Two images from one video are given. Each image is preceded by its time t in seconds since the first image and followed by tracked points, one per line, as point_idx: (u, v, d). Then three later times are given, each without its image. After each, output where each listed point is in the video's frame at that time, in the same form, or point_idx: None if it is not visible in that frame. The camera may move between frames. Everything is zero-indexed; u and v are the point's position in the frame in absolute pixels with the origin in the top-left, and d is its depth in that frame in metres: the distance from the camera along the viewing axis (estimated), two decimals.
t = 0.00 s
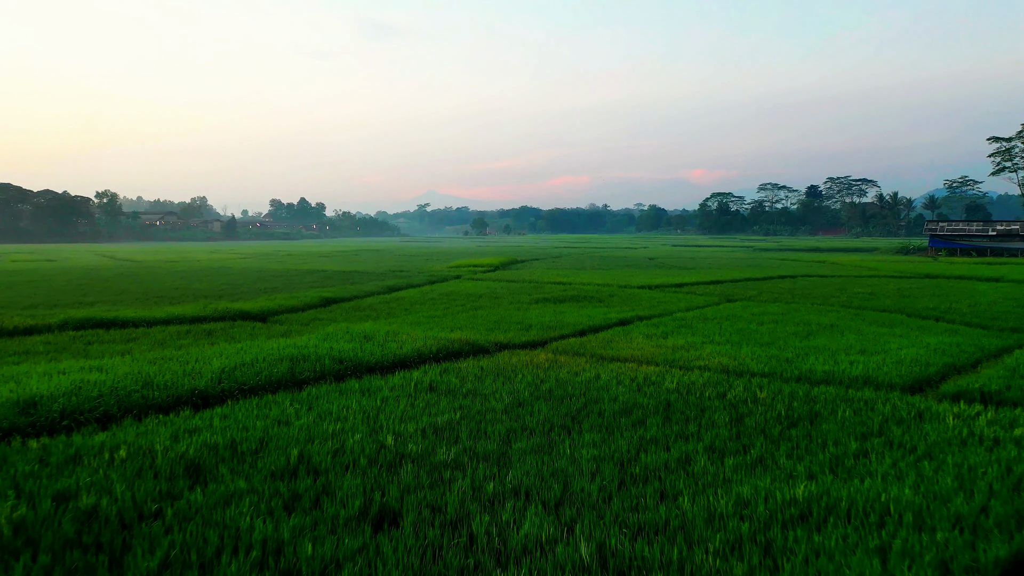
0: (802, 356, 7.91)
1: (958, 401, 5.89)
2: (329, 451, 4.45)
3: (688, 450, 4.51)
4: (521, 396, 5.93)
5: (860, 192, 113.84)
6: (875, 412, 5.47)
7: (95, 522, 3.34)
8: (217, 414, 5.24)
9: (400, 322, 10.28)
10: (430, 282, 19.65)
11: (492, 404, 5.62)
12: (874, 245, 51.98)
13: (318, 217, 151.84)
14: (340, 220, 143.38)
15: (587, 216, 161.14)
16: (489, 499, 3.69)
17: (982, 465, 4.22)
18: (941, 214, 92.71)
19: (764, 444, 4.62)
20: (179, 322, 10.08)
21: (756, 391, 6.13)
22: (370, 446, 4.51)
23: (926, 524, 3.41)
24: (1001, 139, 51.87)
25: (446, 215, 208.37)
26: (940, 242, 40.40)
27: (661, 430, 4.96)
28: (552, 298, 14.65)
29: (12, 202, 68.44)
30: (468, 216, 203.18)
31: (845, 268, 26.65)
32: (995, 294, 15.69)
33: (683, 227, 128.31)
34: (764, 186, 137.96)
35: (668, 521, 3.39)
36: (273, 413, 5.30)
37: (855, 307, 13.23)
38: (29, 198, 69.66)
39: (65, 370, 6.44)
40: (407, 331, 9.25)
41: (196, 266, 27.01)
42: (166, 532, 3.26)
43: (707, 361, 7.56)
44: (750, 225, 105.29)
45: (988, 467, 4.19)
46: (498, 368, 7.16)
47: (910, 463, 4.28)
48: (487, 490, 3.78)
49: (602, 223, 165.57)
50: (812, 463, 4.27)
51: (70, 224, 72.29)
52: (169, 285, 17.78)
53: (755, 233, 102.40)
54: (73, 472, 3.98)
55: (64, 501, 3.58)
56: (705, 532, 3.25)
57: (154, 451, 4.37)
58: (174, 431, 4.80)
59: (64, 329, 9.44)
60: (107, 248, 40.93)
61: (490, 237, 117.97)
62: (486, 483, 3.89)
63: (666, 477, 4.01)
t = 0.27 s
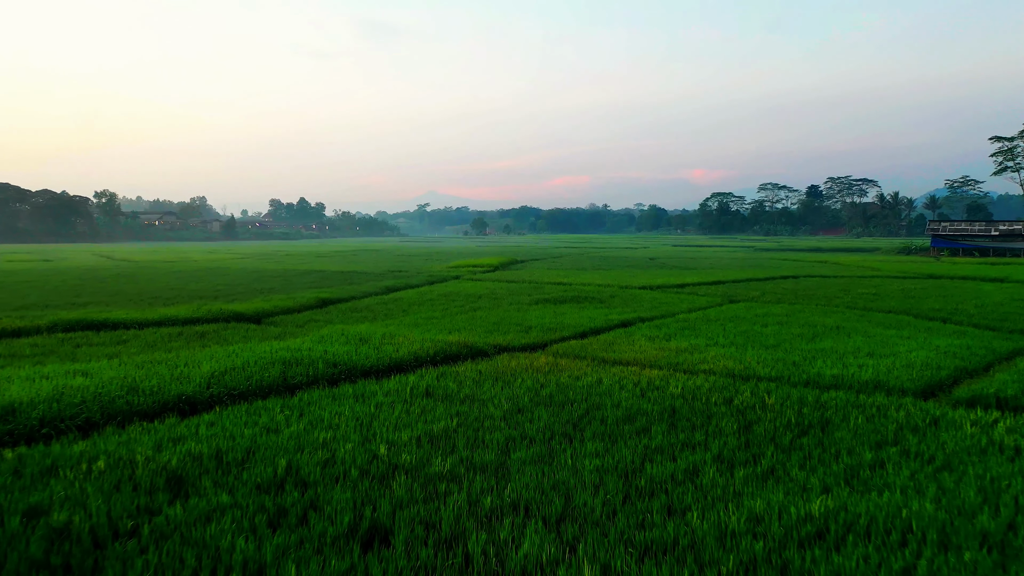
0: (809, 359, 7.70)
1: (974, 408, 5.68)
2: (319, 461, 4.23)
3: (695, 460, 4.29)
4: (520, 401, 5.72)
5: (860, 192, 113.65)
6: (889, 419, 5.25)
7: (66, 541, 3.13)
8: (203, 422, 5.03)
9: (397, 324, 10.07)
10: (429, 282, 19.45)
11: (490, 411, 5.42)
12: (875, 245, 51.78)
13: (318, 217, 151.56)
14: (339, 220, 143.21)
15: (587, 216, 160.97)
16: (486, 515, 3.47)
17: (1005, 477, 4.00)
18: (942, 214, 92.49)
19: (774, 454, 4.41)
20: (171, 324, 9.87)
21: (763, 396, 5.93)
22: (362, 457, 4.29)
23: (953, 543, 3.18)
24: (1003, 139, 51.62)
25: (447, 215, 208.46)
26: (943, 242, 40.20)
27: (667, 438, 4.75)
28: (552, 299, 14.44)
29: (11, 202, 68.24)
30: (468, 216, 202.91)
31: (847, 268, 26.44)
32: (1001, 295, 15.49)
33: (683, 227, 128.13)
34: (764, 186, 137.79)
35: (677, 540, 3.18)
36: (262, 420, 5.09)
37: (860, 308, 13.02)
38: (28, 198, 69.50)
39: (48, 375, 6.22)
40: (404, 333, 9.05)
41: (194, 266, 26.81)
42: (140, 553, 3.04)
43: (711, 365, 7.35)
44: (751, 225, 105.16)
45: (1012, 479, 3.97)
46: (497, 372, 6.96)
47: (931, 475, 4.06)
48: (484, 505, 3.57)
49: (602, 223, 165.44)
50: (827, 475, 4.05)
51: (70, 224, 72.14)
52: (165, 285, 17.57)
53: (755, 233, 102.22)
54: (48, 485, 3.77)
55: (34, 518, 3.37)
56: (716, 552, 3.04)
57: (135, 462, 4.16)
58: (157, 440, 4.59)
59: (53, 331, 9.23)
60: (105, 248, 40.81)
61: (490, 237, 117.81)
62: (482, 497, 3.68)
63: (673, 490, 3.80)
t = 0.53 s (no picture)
0: (816, 363, 7.49)
1: (990, 414, 5.48)
2: (308, 473, 4.02)
3: (704, 472, 4.09)
4: (519, 408, 5.51)
5: (861, 191, 113.49)
6: (903, 426, 5.05)
7: (32, 563, 2.91)
8: (189, 431, 4.81)
9: (394, 326, 9.87)
10: (428, 283, 19.25)
11: (488, 418, 5.20)
12: (876, 245, 51.60)
13: (318, 217, 151.37)
14: (339, 220, 143.03)
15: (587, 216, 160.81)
16: (483, 532, 3.26)
17: None
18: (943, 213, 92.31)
19: (786, 465, 4.20)
20: (163, 326, 9.66)
21: (771, 402, 5.73)
22: (353, 468, 4.09)
23: (982, 564, 2.97)
24: (1005, 138, 51.45)
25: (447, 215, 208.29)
26: (945, 242, 40.05)
27: (673, 447, 4.55)
28: (552, 300, 14.25)
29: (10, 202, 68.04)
30: (468, 216, 202.70)
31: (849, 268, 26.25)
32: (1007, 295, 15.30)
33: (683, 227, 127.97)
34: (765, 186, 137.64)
35: (688, 561, 2.96)
36: (251, 428, 4.88)
37: (865, 309, 12.83)
38: (27, 198, 69.32)
39: (31, 380, 6.01)
40: (401, 335, 8.85)
41: (191, 267, 26.61)
42: None
43: (716, 369, 7.14)
44: (751, 225, 104.99)
45: None
46: (496, 376, 6.75)
47: (952, 488, 3.85)
48: (481, 521, 3.36)
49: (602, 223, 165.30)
50: (843, 488, 3.84)
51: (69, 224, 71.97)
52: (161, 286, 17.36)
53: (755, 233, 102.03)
54: (19, 500, 3.56)
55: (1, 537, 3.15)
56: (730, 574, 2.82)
57: (114, 474, 3.94)
58: (139, 450, 4.37)
59: (41, 333, 9.02)
60: (104, 248, 40.68)
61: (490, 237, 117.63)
62: (479, 512, 3.47)
63: (682, 505, 3.59)
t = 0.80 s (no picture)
0: (825, 367, 7.28)
1: (1008, 422, 5.27)
2: (295, 486, 3.81)
3: (713, 485, 3.88)
4: (519, 415, 5.30)
5: (862, 191, 113.31)
6: (918, 435, 4.84)
7: None
8: (173, 440, 4.60)
9: (392, 328, 9.66)
10: (427, 283, 19.06)
11: (486, 426, 4.99)
12: (878, 245, 51.42)
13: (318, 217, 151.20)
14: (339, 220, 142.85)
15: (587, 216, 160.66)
16: (479, 552, 3.05)
17: None
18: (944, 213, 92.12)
19: (800, 477, 4.00)
20: (155, 328, 9.44)
21: (780, 409, 5.52)
22: (343, 480, 3.87)
23: None
24: (1008, 137, 51.24)
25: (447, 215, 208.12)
26: (947, 242, 39.84)
27: (680, 458, 4.34)
28: (553, 301, 14.03)
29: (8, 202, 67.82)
30: (468, 216, 202.35)
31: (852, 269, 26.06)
32: (1014, 296, 15.09)
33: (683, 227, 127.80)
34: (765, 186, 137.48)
35: None
36: (238, 437, 4.66)
37: (871, 310, 12.62)
38: (26, 198, 69.13)
39: (13, 385, 5.79)
40: (397, 338, 8.64)
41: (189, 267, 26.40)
42: None
43: (722, 373, 6.93)
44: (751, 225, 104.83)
45: None
46: (495, 381, 6.54)
47: (976, 503, 3.64)
48: (477, 540, 3.15)
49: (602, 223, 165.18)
50: (861, 502, 3.63)
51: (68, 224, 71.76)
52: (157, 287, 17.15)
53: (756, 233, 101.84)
54: None
55: None
56: None
57: (91, 487, 3.73)
58: (120, 462, 4.16)
59: (30, 336, 8.81)
60: (102, 248, 40.51)
61: (490, 237, 117.44)
62: (476, 530, 3.26)
63: (691, 522, 3.38)
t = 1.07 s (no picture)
0: (833, 371, 7.07)
1: None
2: (281, 501, 3.60)
3: (724, 500, 3.66)
4: (518, 423, 5.08)
5: (862, 191, 113.14)
6: (935, 444, 4.63)
7: None
8: (155, 450, 4.39)
9: (388, 330, 9.45)
10: (426, 284, 18.85)
11: (484, 435, 4.78)
12: (879, 245, 51.25)
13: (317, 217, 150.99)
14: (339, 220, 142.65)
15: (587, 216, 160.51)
16: None
17: None
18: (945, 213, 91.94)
19: (815, 491, 3.78)
20: (146, 331, 9.22)
21: (790, 416, 5.30)
22: (332, 495, 3.66)
23: None
24: (1010, 137, 51.10)
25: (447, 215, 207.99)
26: (949, 242, 39.68)
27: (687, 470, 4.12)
28: (553, 302, 13.83)
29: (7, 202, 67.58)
30: (467, 216, 202.11)
31: (854, 269, 25.86)
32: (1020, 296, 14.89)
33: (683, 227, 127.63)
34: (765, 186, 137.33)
35: None
36: (224, 447, 4.46)
37: (877, 312, 12.42)
38: (25, 198, 68.90)
39: None
40: (394, 341, 8.42)
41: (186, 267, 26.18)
42: None
43: (728, 378, 6.72)
44: (752, 225, 104.65)
45: None
46: (493, 386, 6.33)
47: (1004, 519, 3.42)
48: (472, 562, 2.94)
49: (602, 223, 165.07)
50: (881, 519, 3.42)
51: (66, 224, 71.55)
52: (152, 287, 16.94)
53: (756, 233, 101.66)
54: None
55: None
56: None
57: (64, 503, 3.52)
58: (97, 474, 3.95)
59: (17, 339, 8.60)
60: (100, 248, 40.31)
61: (490, 237, 117.25)
62: (472, 550, 3.05)
63: (702, 541, 3.16)
